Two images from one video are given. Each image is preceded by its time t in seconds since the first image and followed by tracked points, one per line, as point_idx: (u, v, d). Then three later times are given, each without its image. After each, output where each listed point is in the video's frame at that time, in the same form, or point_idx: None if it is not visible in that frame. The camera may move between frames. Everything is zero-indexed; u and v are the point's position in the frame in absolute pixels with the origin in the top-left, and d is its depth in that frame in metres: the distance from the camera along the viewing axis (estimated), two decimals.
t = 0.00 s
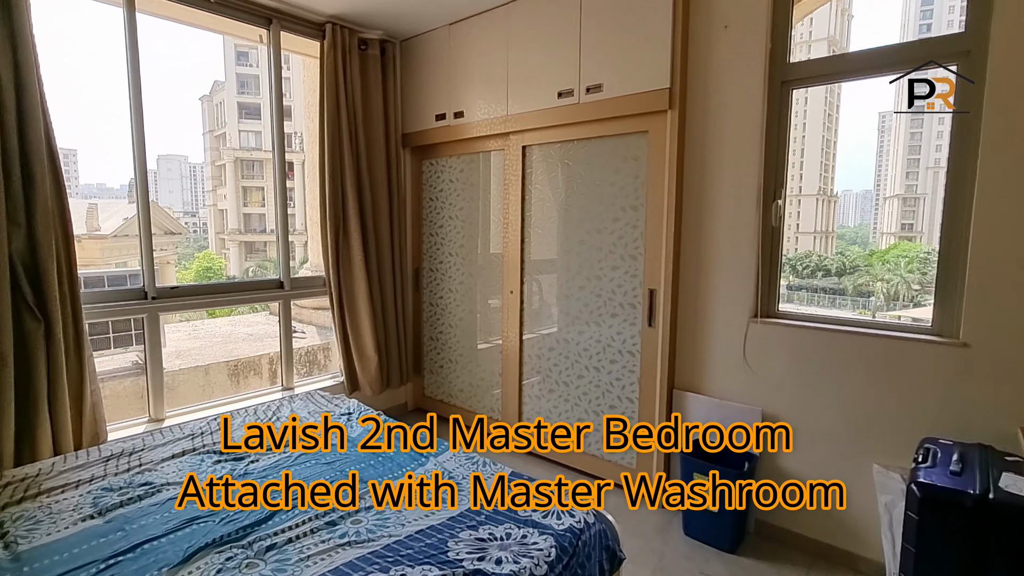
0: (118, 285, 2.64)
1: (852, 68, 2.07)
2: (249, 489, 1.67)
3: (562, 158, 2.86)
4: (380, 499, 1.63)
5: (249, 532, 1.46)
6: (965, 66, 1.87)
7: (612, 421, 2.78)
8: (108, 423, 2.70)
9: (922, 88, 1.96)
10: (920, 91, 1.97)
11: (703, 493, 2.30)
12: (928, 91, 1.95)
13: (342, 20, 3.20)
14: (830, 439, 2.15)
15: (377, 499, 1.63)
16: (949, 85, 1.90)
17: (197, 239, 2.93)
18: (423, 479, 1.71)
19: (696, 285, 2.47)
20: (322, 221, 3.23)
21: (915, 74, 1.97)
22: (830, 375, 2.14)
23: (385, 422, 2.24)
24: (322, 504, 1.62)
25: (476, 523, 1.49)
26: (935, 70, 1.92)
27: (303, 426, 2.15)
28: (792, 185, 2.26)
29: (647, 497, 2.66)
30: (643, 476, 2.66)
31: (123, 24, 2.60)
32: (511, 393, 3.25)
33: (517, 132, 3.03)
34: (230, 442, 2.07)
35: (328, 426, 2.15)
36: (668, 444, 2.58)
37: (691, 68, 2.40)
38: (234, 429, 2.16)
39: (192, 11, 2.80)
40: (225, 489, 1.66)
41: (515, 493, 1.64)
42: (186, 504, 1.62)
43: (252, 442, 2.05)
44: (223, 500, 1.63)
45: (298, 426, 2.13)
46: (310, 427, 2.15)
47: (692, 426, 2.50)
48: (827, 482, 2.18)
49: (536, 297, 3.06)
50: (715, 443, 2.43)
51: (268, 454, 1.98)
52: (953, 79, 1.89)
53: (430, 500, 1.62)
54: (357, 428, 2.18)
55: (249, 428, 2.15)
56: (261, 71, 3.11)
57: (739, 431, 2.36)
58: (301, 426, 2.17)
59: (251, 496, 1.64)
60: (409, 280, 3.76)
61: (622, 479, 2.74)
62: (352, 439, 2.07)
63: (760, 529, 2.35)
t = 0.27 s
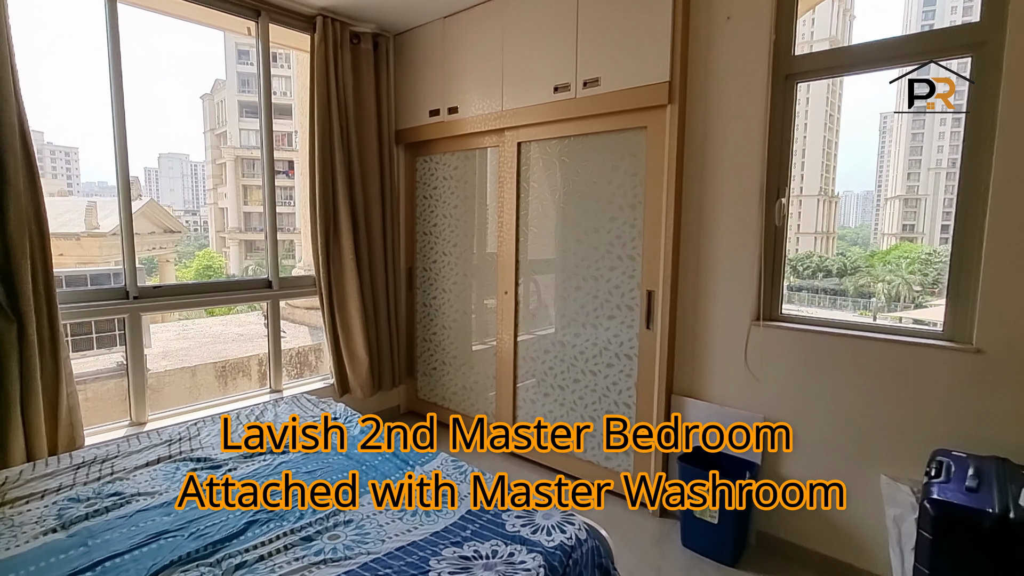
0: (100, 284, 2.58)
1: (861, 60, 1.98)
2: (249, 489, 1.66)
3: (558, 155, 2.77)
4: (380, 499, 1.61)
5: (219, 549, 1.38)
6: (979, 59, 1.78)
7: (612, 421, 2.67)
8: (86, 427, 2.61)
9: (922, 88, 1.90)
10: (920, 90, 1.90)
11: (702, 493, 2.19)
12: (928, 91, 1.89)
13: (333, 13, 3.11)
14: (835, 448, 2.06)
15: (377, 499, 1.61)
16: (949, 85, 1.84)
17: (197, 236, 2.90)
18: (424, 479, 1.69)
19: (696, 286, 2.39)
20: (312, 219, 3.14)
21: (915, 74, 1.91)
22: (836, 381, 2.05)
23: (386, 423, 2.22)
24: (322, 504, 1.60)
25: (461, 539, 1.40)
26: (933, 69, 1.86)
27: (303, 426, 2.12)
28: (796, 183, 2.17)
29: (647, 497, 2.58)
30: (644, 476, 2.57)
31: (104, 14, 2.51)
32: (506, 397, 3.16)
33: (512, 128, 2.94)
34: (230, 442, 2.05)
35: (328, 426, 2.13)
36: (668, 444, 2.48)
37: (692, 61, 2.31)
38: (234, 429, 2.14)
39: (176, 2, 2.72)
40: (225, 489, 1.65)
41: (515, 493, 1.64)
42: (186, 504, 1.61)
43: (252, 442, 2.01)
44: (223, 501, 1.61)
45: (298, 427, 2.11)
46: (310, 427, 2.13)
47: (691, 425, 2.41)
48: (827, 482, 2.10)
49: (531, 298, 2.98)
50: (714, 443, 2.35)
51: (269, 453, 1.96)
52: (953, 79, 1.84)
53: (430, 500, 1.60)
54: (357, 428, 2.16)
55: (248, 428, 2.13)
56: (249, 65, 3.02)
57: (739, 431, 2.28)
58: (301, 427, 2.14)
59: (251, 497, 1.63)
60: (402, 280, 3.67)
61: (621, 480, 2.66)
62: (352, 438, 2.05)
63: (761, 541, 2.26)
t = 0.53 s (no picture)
0: (80, 284, 2.47)
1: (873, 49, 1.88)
2: (249, 489, 1.63)
3: (555, 150, 2.67)
4: (380, 499, 1.59)
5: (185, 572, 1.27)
6: (1000, 45, 1.68)
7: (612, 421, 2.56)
8: (61, 434, 2.49)
9: (922, 89, 1.84)
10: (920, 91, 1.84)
11: (703, 493, 2.08)
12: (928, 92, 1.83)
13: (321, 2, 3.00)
14: (845, 458, 1.96)
15: (377, 499, 1.58)
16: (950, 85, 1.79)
17: (197, 236, 2.84)
18: (424, 479, 1.66)
19: (698, 287, 2.28)
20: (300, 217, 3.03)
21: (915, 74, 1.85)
22: (846, 387, 1.95)
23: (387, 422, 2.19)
24: (322, 504, 1.58)
25: (447, 561, 1.30)
26: (933, 69, 1.81)
27: (303, 426, 2.09)
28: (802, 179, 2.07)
29: (648, 497, 2.48)
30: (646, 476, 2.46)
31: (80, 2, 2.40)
32: (501, 401, 3.05)
33: (507, 122, 2.84)
34: (230, 442, 2.03)
35: (328, 426, 2.08)
36: (668, 444, 2.38)
37: (694, 50, 2.20)
38: (235, 427, 2.12)
39: None
40: (224, 488, 1.63)
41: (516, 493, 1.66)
42: (186, 504, 1.58)
43: (252, 442, 2.00)
44: (223, 501, 1.59)
45: (298, 426, 2.07)
46: (310, 427, 2.10)
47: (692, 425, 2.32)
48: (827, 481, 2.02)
49: (526, 299, 2.87)
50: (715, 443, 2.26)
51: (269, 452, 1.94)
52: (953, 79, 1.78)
53: (430, 500, 1.58)
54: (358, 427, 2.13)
55: (249, 427, 2.11)
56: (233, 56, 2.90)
57: (739, 431, 2.18)
58: (301, 426, 2.11)
59: (251, 497, 1.61)
60: (395, 280, 3.57)
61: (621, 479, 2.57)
62: (353, 437, 2.02)
63: (766, 554, 2.16)
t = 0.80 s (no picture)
0: (55, 290, 2.36)
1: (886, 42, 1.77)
2: (249, 489, 1.66)
3: (550, 149, 2.56)
4: (380, 499, 1.61)
5: None
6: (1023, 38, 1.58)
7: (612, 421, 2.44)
8: (32, 449, 2.37)
9: (923, 90, 1.77)
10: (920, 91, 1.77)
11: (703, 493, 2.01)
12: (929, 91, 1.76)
13: None
14: (856, 474, 1.86)
15: (377, 499, 1.61)
16: (949, 86, 1.73)
17: (193, 236, 2.77)
18: (424, 478, 1.69)
19: (700, 293, 2.18)
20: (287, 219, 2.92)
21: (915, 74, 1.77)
22: (857, 400, 1.85)
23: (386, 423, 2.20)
24: (322, 504, 1.60)
25: None
26: (933, 69, 1.74)
27: (304, 426, 2.11)
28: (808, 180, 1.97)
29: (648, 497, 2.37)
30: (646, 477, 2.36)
31: None
32: (495, 410, 2.95)
33: (501, 121, 2.73)
34: (230, 442, 2.04)
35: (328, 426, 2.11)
36: (668, 444, 2.28)
37: (695, 45, 2.10)
38: (234, 429, 2.14)
39: None
40: (225, 488, 1.65)
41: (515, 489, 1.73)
42: (186, 504, 1.61)
43: (252, 443, 2.02)
44: (223, 500, 1.61)
45: (298, 426, 2.09)
46: (310, 427, 2.12)
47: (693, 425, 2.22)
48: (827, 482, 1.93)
49: (521, 305, 2.76)
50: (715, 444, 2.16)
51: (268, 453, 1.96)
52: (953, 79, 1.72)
53: (431, 500, 1.61)
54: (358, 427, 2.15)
55: (249, 428, 2.13)
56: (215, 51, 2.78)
57: (739, 430, 2.10)
58: (301, 427, 2.13)
59: (251, 496, 1.63)
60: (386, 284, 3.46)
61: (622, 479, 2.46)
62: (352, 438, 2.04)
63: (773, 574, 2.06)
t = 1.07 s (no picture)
0: (29, 296, 2.25)
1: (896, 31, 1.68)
2: (249, 489, 1.66)
3: (543, 147, 2.47)
4: (380, 499, 1.61)
5: None
6: None
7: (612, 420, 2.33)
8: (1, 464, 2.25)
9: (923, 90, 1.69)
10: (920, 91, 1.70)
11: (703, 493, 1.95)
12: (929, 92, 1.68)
13: None
14: (866, 485, 1.77)
15: (377, 498, 1.61)
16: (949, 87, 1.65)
17: (190, 239, 2.71)
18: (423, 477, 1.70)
19: (699, 295, 2.09)
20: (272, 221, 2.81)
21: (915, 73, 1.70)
22: (866, 407, 1.76)
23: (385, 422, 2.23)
24: (322, 504, 1.61)
25: None
26: (931, 69, 1.67)
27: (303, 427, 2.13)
28: (812, 177, 1.88)
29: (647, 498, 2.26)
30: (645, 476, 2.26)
31: None
32: (489, 417, 2.85)
33: (493, 118, 2.64)
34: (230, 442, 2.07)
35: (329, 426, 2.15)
36: (668, 444, 2.18)
37: (693, 36, 2.01)
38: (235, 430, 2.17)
39: None
40: (225, 488, 1.66)
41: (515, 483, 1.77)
42: (186, 505, 1.62)
43: (252, 442, 2.05)
44: (223, 501, 1.62)
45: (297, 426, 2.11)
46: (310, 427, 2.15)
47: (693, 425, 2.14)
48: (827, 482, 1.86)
49: (515, 309, 2.67)
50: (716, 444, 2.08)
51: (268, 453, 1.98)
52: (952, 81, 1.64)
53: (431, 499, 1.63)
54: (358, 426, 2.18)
55: (248, 428, 2.16)
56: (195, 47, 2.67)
57: (739, 430, 2.02)
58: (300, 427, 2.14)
59: (251, 496, 1.64)
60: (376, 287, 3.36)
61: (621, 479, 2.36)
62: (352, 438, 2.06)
63: None
